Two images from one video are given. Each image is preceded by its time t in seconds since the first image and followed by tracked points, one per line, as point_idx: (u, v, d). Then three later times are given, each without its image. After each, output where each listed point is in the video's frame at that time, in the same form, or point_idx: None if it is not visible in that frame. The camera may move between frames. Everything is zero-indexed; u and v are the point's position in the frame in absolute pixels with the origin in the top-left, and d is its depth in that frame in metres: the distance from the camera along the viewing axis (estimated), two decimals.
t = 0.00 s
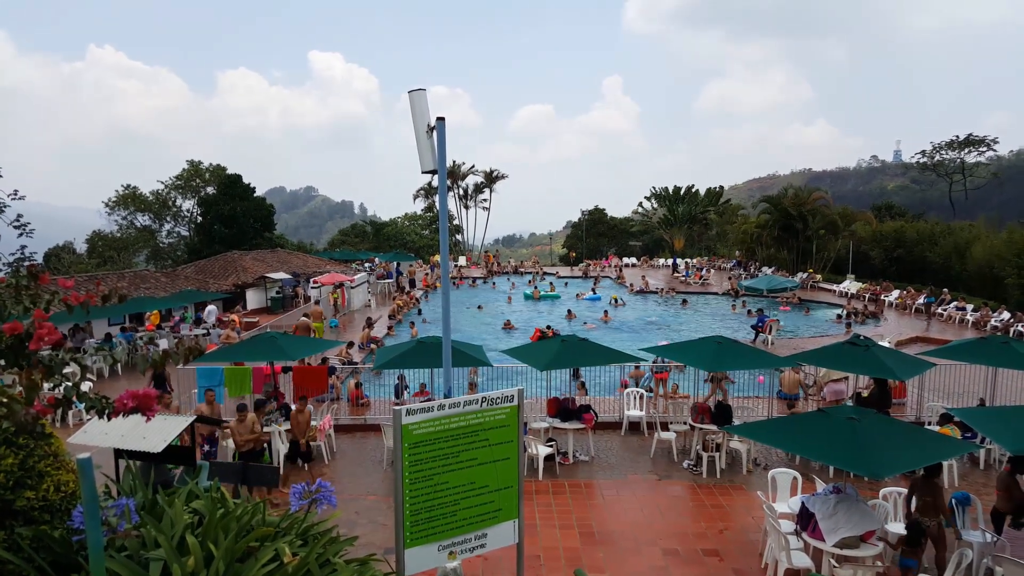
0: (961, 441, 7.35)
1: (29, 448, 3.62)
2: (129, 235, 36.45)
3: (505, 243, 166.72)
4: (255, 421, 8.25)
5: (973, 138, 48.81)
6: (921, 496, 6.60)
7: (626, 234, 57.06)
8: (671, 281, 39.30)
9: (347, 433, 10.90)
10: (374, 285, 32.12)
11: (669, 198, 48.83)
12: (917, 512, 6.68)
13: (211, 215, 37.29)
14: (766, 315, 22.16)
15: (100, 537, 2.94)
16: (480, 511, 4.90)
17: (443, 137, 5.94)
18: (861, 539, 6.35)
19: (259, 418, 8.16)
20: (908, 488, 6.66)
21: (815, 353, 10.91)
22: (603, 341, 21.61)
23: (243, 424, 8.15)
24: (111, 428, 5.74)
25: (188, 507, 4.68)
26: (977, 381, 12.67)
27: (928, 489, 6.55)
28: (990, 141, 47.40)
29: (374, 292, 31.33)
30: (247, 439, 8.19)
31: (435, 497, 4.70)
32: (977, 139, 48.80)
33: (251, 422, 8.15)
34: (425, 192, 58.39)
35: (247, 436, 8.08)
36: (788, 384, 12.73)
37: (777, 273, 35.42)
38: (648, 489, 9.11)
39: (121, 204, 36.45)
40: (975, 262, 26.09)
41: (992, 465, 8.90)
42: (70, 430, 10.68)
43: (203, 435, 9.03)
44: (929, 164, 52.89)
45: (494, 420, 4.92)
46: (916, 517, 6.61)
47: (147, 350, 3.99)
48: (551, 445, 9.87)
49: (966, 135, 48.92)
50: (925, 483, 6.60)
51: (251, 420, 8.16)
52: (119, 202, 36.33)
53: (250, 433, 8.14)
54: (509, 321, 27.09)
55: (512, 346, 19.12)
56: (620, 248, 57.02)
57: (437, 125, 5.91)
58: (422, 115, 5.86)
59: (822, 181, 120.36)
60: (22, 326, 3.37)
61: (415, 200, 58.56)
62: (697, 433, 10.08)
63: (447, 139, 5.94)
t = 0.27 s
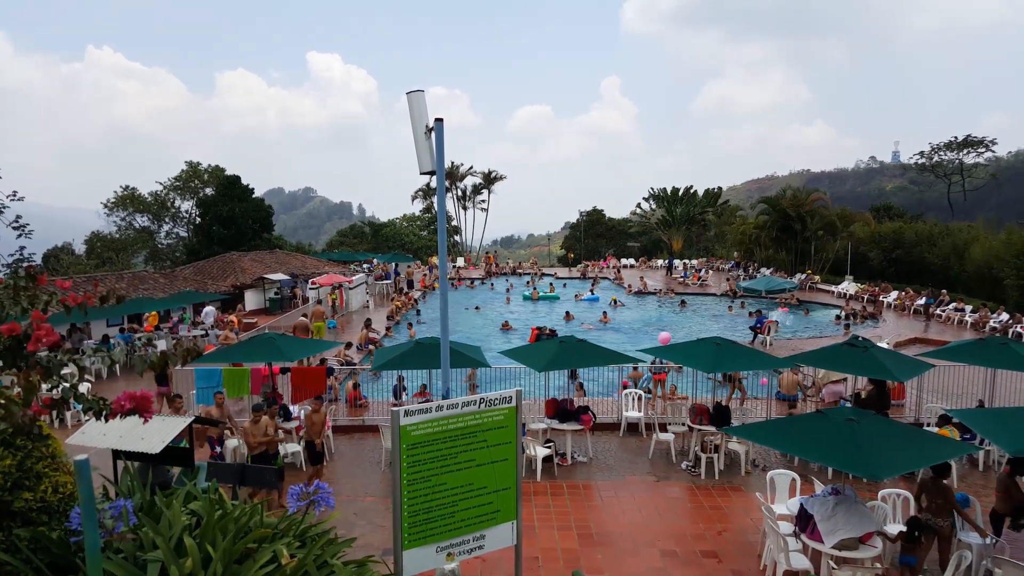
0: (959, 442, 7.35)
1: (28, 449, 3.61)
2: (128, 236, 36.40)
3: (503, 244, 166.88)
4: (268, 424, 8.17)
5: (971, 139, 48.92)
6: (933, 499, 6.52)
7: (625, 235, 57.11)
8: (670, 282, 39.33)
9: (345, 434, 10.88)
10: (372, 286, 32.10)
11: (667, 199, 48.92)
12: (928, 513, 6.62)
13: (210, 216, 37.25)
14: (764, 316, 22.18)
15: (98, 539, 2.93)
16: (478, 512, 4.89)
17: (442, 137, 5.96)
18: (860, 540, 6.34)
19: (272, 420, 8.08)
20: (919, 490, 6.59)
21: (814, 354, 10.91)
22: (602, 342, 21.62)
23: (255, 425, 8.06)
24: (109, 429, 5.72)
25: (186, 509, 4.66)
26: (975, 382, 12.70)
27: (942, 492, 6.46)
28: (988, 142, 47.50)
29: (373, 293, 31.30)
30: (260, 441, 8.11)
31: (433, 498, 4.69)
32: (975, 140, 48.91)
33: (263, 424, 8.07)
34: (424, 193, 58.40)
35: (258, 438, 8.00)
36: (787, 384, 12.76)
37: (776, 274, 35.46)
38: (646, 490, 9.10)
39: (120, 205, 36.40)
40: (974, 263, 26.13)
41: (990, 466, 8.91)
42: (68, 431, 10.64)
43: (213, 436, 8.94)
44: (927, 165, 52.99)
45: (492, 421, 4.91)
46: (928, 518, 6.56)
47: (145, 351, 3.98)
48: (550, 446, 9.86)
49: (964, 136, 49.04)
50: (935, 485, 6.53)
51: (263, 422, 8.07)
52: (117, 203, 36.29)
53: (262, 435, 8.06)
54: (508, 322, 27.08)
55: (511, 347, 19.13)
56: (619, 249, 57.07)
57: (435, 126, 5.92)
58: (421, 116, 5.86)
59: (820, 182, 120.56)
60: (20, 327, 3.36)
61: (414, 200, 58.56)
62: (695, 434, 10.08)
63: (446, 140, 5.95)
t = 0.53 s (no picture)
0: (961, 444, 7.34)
1: (28, 451, 3.61)
2: (129, 237, 36.46)
3: (504, 245, 167.04)
4: (280, 427, 8.16)
5: (971, 140, 48.94)
6: (949, 501, 6.39)
7: (625, 236, 57.12)
8: (670, 283, 39.35)
9: (346, 436, 10.87)
10: (373, 287, 32.11)
11: (667, 200, 49.05)
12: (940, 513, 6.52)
13: (211, 217, 37.29)
14: (765, 318, 22.19)
15: (99, 540, 2.92)
16: (479, 514, 4.89)
17: (442, 139, 5.96)
18: (861, 542, 6.33)
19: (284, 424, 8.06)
20: (932, 491, 6.47)
21: (814, 355, 10.90)
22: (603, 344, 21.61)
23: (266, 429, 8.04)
24: (110, 430, 5.72)
25: (186, 510, 4.66)
26: (976, 383, 12.68)
27: (957, 494, 6.35)
28: (989, 143, 47.53)
29: (373, 294, 31.33)
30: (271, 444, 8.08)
31: (434, 499, 4.68)
32: (976, 141, 48.93)
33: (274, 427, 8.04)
34: (425, 194, 58.45)
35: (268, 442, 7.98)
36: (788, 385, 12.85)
37: (776, 275, 35.46)
38: (647, 492, 9.09)
39: (121, 206, 36.44)
40: (975, 264, 26.12)
41: (992, 468, 8.90)
42: (68, 432, 10.65)
43: (225, 440, 8.91)
44: (927, 166, 53.02)
45: (492, 422, 4.90)
46: (939, 519, 6.45)
47: (146, 352, 3.98)
48: (550, 448, 9.85)
49: (965, 137, 49.04)
50: (948, 486, 6.44)
51: (275, 426, 8.06)
52: (118, 204, 36.34)
53: (272, 439, 8.04)
54: (509, 323, 27.11)
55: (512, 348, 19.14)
56: (619, 250, 57.11)
57: (435, 127, 5.93)
58: (421, 117, 5.87)
59: (821, 183, 120.63)
60: (21, 329, 3.36)
61: (414, 202, 58.62)
62: (696, 435, 10.07)
63: (446, 141, 5.96)
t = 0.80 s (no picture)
0: (963, 446, 7.31)
1: (29, 452, 3.63)
2: (130, 239, 36.48)
3: (504, 247, 167.14)
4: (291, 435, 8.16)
5: (972, 142, 48.93)
6: (957, 501, 6.51)
7: (626, 238, 57.09)
8: (671, 284, 39.34)
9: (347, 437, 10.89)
10: (374, 289, 32.11)
11: (668, 202, 49.15)
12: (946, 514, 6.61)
13: (211, 219, 37.32)
14: (766, 319, 22.19)
15: (101, 542, 2.92)
16: (480, 516, 4.89)
17: (443, 140, 5.98)
18: (862, 543, 6.32)
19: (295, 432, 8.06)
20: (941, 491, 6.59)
21: (816, 356, 10.90)
22: (603, 345, 21.63)
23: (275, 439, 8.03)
24: (111, 432, 5.73)
25: (188, 512, 4.66)
26: (977, 385, 12.67)
27: (964, 495, 6.46)
28: (990, 145, 47.51)
29: (374, 295, 31.35)
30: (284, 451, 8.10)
31: (434, 501, 4.69)
32: (977, 142, 48.91)
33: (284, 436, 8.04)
34: (425, 196, 58.47)
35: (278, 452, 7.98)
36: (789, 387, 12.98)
37: (777, 276, 35.45)
38: (648, 493, 9.09)
39: (122, 207, 36.47)
40: (976, 266, 26.10)
41: (993, 470, 8.90)
42: (70, 434, 10.68)
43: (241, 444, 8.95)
44: (928, 168, 53.02)
45: (493, 424, 4.90)
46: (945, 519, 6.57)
47: (148, 354, 3.99)
48: (551, 449, 9.84)
49: (966, 139, 49.02)
50: (956, 487, 6.55)
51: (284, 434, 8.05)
52: (119, 206, 36.36)
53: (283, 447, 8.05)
54: (510, 325, 27.11)
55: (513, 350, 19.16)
56: (620, 252, 57.09)
57: (436, 128, 5.95)
58: (422, 119, 5.88)
59: (822, 185, 120.60)
60: (22, 331, 3.37)
61: (415, 203, 58.63)
62: (697, 437, 10.05)
63: (447, 142, 5.97)
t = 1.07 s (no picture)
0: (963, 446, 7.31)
1: (30, 454, 3.63)
2: (130, 241, 36.48)
3: (505, 248, 167.20)
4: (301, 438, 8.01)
5: (972, 143, 48.98)
6: (961, 501, 6.47)
7: (626, 239, 57.12)
8: (671, 285, 39.38)
9: (347, 439, 10.90)
10: (374, 290, 32.13)
11: (668, 203, 49.24)
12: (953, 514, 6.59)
13: (212, 220, 37.34)
14: (766, 320, 22.22)
15: (102, 543, 2.92)
16: (480, 517, 4.89)
17: (443, 142, 6.00)
18: (863, 544, 6.33)
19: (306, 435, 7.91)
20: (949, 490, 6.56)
21: (816, 357, 10.90)
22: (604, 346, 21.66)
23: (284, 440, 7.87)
24: (112, 433, 5.73)
25: (189, 514, 4.65)
26: (977, 385, 12.68)
27: (968, 497, 6.42)
28: (989, 146, 47.56)
29: (374, 296, 31.37)
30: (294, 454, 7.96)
31: (434, 502, 4.69)
32: (977, 143, 48.95)
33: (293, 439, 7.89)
34: (425, 197, 58.48)
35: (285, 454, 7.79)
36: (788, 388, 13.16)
37: (777, 277, 35.47)
38: (648, 494, 9.08)
39: (122, 209, 36.47)
40: (976, 266, 26.11)
41: (993, 470, 8.90)
42: (71, 435, 10.70)
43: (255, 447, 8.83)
44: (928, 169, 53.06)
45: (494, 425, 4.90)
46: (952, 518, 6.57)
47: (148, 355, 3.99)
48: (551, 450, 9.84)
49: (966, 140, 49.07)
50: (962, 487, 6.53)
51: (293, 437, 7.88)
52: (119, 207, 36.37)
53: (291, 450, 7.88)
54: (510, 326, 27.13)
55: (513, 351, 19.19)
56: (620, 253, 57.09)
57: (437, 130, 5.97)
58: (422, 120, 5.89)
59: (821, 186, 120.66)
60: (22, 333, 3.38)
61: (415, 204, 58.63)
62: (697, 438, 10.04)
63: (447, 144, 5.99)
